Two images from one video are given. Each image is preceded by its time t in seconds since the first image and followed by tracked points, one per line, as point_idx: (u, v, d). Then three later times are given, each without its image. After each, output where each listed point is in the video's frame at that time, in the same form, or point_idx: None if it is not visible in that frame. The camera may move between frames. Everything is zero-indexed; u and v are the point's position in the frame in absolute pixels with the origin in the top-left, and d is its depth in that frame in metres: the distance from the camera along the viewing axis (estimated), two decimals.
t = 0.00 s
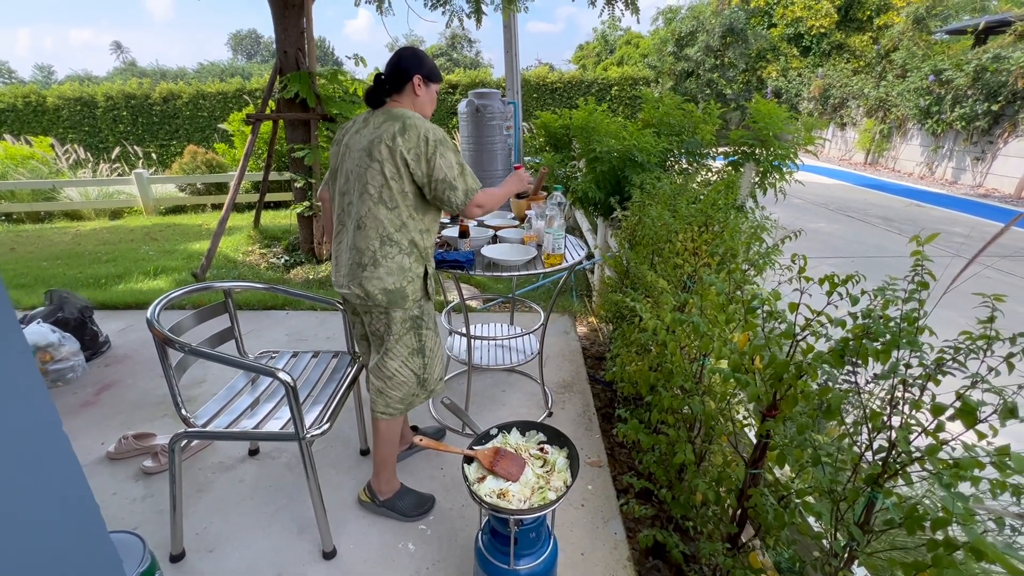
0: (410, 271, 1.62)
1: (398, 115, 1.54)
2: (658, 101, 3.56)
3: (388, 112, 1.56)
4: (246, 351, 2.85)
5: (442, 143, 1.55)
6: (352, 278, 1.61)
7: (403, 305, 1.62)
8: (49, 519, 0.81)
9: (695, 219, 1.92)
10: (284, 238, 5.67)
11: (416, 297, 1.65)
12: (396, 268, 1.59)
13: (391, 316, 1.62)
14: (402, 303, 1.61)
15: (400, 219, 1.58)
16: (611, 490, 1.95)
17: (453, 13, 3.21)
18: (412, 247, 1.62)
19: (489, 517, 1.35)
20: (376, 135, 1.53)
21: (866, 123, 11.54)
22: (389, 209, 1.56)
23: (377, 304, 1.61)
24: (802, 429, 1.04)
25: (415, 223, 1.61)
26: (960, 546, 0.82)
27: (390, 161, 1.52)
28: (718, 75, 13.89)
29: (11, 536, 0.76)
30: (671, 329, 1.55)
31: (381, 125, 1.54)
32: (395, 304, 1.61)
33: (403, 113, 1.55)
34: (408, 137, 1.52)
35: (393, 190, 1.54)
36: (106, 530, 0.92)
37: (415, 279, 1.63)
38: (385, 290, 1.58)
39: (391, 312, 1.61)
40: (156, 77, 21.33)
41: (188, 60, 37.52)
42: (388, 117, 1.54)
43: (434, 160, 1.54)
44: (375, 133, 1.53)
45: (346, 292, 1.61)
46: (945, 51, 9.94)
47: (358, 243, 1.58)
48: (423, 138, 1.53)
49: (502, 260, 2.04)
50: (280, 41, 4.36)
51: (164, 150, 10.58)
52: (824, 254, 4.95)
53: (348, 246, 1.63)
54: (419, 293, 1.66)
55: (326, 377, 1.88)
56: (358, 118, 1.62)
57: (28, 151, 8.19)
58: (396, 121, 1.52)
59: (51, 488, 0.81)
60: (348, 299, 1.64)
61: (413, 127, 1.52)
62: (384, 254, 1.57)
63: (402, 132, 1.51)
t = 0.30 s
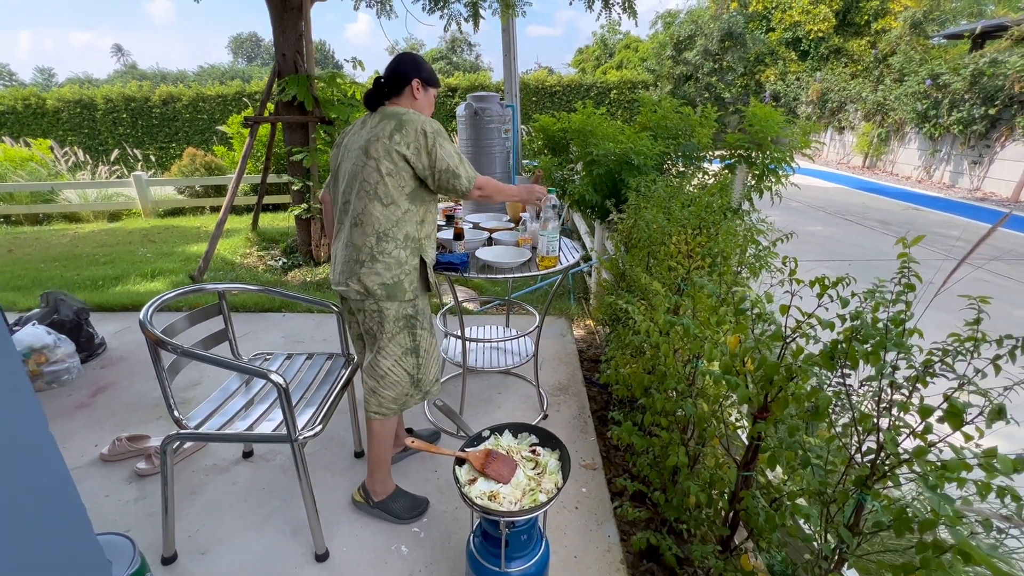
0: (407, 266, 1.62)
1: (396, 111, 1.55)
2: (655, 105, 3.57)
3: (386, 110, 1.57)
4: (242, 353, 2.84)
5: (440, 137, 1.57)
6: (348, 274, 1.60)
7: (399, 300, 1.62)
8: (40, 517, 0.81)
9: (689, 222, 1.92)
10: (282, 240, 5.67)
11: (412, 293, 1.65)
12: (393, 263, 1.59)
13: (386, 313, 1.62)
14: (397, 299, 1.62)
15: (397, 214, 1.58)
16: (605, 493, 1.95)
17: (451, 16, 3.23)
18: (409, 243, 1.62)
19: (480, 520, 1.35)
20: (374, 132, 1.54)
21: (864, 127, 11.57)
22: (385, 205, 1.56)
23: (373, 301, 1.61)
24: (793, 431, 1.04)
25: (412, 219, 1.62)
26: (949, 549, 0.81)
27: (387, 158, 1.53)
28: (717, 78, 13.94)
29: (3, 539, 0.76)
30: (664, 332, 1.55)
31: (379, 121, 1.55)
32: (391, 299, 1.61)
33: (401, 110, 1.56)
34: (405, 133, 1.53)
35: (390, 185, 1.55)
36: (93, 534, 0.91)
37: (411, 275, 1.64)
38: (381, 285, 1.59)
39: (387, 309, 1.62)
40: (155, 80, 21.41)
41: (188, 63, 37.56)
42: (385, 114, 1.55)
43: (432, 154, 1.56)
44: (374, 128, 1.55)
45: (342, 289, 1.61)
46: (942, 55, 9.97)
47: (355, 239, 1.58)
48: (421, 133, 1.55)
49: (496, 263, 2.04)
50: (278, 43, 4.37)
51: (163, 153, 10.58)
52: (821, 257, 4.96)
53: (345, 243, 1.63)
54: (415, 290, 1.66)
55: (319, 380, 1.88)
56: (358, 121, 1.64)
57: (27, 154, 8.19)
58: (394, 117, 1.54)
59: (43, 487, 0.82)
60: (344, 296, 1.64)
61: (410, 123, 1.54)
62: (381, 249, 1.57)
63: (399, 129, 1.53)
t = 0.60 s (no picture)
0: (406, 265, 1.63)
1: (395, 112, 1.57)
2: (652, 108, 3.59)
3: (385, 111, 1.58)
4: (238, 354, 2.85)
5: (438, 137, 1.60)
6: (347, 273, 1.60)
7: (398, 298, 1.62)
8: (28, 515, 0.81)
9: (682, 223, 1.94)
10: (280, 242, 5.68)
11: (410, 291, 1.66)
12: (392, 261, 1.60)
13: (385, 311, 1.62)
14: (396, 297, 1.62)
15: (396, 213, 1.59)
16: (598, 494, 1.95)
17: (449, 20, 3.24)
18: (407, 241, 1.63)
19: (471, 519, 1.35)
20: (373, 132, 1.55)
21: (861, 130, 11.61)
22: (385, 204, 1.57)
23: (372, 299, 1.61)
24: (780, 431, 1.04)
25: (411, 217, 1.63)
26: (931, 547, 0.82)
27: (387, 157, 1.54)
28: (715, 82, 14.00)
29: None
30: (656, 334, 1.56)
31: (378, 121, 1.57)
32: (390, 297, 1.61)
33: (400, 111, 1.58)
34: (405, 133, 1.55)
35: (390, 184, 1.56)
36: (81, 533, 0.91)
37: (409, 273, 1.65)
38: (380, 283, 1.59)
39: (386, 307, 1.62)
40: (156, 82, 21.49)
41: (189, 65, 37.62)
42: (384, 114, 1.57)
43: (431, 154, 1.59)
44: (374, 128, 1.56)
45: (341, 288, 1.61)
46: (939, 59, 10.01)
47: (354, 238, 1.58)
48: (420, 133, 1.57)
49: (491, 263, 2.05)
50: (277, 46, 4.39)
51: (162, 154, 10.59)
52: (817, 260, 4.97)
53: (344, 242, 1.63)
54: (413, 289, 1.67)
55: (313, 380, 1.88)
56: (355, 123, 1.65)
57: (26, 155, 8.20)
58: (393, 118, 1.55)
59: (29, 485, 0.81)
60: (342, 295, 1.64)
61: (409, 123, 1.56)
62: (380, 247, 1.58)
63: (399, 129, 1.55)
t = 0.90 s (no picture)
0: (402, 265, 1.63)
1: (393, 114, 1.57)
2: (650, 110, 3.60)
3: (383, 112, 1.58)
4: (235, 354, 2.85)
5: (435, 138, 1.61)
6: (344, 272, 1.60)
7: (395, 298, 1.63)
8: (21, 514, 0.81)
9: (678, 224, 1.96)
10: (278, 243, 5.68)
11: (407, 291, 1.66)
12: (389, 262, 1.60)
13: (381, 311, 1.63)
14: (393, 297, 1.63)
15: (393, 213, 1.60)
16: (594, 495, 1.95)
17: (447, 22, 3.25)
18: (403, 241, 1.64)
19: (465, 519, 1.35)
20: (371, 133, 1.56)
21: (859, 134, 11.65)
22: (383, 204, 1.57)
23: (369, 299, 1.61)
24: (774, 431, 1.04)
25: (408, 218, 1.64)
26: (922, 545, 0.82)
27: (385, 158, 1.55)
28: (714, 85, 14.06)
29: None
30: (651, 334, 1.57)
31: (376, 122, 1.57)
32: (387, 297, 1.62)
33: (398, 113, 1.58)
34: (403, 135, 1.56)
35: (387, 185, 1.56)
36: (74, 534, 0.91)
37: (406, 273, 1.65)
38: (377, 284, 1.60)
39: (382, 307, 1.62)
40: (156, 84, 21.57)
41: (189, 67, 37.67)
42: (382, 116, 1.57)
43: (429, 155, 1.60)
44: (372, 128, 1.56)
45: (337, 287, 1.61)
46: (936, 63, 10.05)
47: (351, 238, 1.58)
48: (419, 135, 1.58)
49: (487, 264, 2.06)
50: (275, 48, 4.40)
51: (161, 156, 10.60)
52: (815, 262, 4.99)
53: (341, 242, 1.63)
54: (410, 289, 1.68)
55: (309, 380, 1.88)
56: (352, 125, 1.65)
57: (24, 156, 8.19)
58: (391, 119, 1.56)
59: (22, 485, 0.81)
60: (338, 294, 1.64)
61: (407, 125, 1.57)
62: (378, 248, 1.58)
63: (397, 130, 1.55)
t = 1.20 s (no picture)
0: (393, 268, 1.62)
1: (384, 114, 1.55)
2: (649, 112, 3.59)
3: (375, 113, 1.57)
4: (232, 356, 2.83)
5: (427, 139, 1.58)
6: (335, 276, 1.60)
7: (385, 302, 1.62)
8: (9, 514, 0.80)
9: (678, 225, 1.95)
10: (277, 244, 5.66)
11: (399, 295, 1.65)
12: (379, 266, 1.59)
13: (372, 316, 1.61)
14: (383, 301, 1.61)
15: (383, 216, 1.58)
16: (593, 498, 1.94)
17: (446, 23, 3.24)
18: (395, 244, 1.62)
19: (463, 523, 1.34)
20: (361, 134, 1.54)
21: (858, 136, 11.67)
22: (373, 206, 1.55)
23: (358, 303, 1.61)
24: (775, 435, 1.03)
25: (399, 221, 1.62)
26: (925, 551, 0.81)
27: (375, 160, 1.53)
28: (713, 87, 14.09)
29: None
30: (651, 336, 1.56)
31: (367, 123, 1.56)
32: (378, 301, 1.60)
33: (389, 113, 1.57)
34: (393, 135, 1.53)
35: (377, 188, 1.55)
36: (63, 537, 0.89)
37: (397, 277, 1.64)
38: (367, 288, 1.59)
39: (372, 312, 1.61)
40: (157, 85, 21.63)
41: (189, 69, 37.67)
42: (374, 116, 1.56)
43: (421, 156, 1.57)
44: (361, 130, 1.55)
45: (328, 291, 1.61)
46: (935, 66, 10.06)
47: (341, 241, 1.58)
48: (410, 136, 1.55)
49: (485, 266, 2.05)
50: (275, 49, 4.39)
51: (160, 157, 10.59)
52: (814, 264, 4.98)
53: (332, 245, 1.63)
54: (402, 293, 1.66)
55: (306, 382, 1.87)
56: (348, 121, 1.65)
57: (23, 157, 8.18)
58: (381, 120, 1.54)
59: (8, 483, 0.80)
60: (330, 298, 1.64)
61: (398, 125, 1.54)
62: (367, 251, 1.57)
63: (387, 131, 1.53)
